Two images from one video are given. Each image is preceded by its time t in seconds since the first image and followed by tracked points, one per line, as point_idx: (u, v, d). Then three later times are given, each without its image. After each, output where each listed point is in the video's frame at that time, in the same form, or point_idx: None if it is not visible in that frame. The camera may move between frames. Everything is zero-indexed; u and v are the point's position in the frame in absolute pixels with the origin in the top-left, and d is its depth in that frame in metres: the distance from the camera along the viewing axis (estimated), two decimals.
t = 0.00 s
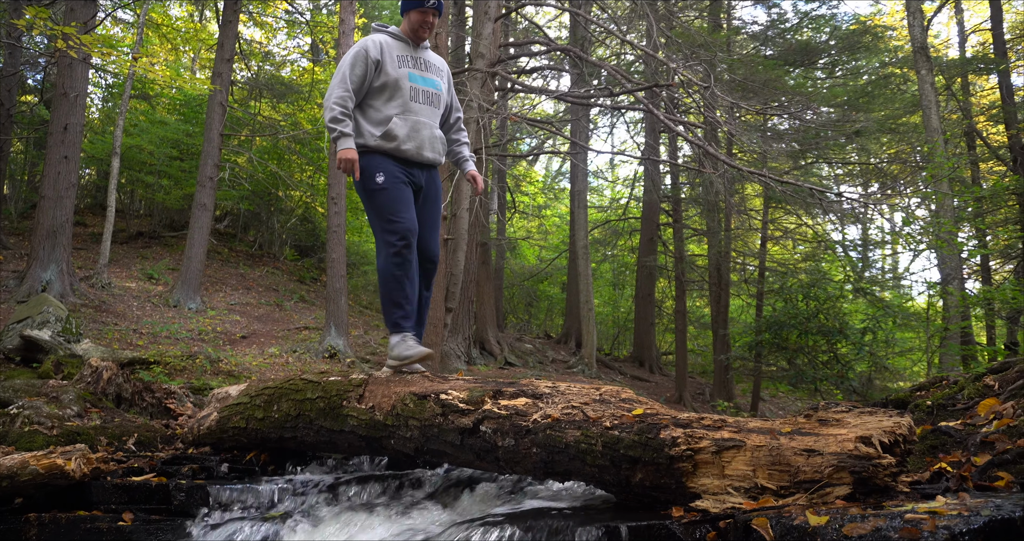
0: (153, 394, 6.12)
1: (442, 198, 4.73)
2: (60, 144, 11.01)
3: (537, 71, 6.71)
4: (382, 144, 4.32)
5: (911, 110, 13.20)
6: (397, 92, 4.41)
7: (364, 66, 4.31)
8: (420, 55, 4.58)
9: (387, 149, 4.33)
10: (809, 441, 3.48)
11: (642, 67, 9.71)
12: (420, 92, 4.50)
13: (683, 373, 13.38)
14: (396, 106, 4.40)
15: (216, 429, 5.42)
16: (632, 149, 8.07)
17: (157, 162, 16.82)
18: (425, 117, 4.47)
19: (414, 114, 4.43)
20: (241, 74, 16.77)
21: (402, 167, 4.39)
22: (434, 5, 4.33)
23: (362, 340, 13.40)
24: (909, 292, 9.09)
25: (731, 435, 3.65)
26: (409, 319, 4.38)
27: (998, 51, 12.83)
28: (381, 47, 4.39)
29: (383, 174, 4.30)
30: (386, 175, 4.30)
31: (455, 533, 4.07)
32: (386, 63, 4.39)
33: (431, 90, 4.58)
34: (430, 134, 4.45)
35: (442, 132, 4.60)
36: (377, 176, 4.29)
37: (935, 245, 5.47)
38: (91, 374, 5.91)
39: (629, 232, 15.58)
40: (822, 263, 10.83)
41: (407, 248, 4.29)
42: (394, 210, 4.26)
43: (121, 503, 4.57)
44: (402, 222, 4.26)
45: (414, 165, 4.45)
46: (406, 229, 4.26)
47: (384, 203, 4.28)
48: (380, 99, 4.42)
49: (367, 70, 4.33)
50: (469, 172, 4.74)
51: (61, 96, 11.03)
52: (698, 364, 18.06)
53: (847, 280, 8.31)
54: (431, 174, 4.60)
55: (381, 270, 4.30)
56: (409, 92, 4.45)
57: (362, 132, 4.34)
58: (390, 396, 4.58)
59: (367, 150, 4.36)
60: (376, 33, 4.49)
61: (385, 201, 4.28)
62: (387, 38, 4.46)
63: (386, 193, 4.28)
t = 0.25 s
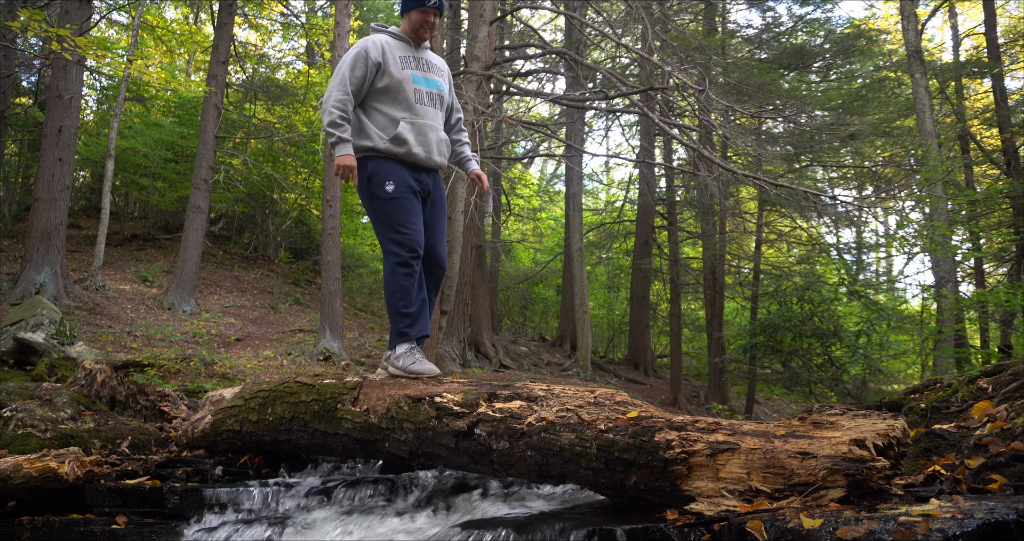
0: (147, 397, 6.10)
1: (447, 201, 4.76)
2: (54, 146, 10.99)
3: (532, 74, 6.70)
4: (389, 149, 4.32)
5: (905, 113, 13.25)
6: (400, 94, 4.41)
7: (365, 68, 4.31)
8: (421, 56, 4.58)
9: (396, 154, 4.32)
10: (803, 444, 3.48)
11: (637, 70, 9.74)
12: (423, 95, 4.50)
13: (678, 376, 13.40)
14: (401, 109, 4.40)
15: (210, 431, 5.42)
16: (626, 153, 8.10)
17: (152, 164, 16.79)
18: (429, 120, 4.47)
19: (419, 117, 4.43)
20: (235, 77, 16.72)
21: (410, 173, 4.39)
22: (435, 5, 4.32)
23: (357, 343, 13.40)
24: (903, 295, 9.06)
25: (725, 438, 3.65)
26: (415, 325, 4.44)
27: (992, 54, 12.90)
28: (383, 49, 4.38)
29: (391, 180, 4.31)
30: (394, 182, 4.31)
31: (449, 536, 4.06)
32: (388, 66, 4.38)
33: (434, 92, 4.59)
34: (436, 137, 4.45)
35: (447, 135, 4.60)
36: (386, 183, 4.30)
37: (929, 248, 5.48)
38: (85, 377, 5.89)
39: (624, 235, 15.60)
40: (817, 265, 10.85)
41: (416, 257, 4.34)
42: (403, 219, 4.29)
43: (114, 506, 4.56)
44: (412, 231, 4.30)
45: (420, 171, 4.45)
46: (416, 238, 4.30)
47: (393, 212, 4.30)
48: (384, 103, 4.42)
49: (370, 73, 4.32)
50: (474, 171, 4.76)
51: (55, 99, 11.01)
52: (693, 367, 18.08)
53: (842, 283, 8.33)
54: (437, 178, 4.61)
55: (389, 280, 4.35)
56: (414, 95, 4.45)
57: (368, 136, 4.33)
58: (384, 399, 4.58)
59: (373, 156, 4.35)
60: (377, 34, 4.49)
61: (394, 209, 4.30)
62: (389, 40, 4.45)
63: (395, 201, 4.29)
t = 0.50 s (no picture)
0: (139, 398, 6.09)
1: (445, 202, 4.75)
2: (46, 147, 10.95)
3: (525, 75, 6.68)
4: (388, 150, 4.31)
5: (896, 116, 13.30)
6: (399, 94, 4.42)
7: (365, 66, 4.30)
8: (420, 55, 4.58)
9: (395, 155, 4.32)
10: (795, 445, 3.49)
11: (629, 72, 9.76)
12: (421, 95, 4.51)
13: (671, 377, 13.42)
14: (400, 110, 4.41)
15: (202, 433, 5.41)
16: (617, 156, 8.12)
17: (145, 164, 16.75)
18: (427, 121, 4.48)
19: (417, 118, 4.43)
20: (229, 78, 16.66)
21: (409, 174, 4.39)
22: (436, 4, 4.31)
23: (351, 344, 13.40)
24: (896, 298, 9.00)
25: (717, 439, 3.66)
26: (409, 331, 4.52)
27: (984, 57, 12.96)
28: (382, 47, 4.38)
29: (390, 181, 4.30)
30: (393, 183, 4.30)
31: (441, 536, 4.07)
32: (387, 65, 4.38)
33: (433, 92, 4.60)
34: (434, 139, 4.46)
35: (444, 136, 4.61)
36: (384, 184, 4.29)
37: (920, 250, 5.50)
38: (77, 378, 5.87)
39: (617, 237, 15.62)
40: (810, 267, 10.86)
41: (413, 260, 4.33)
42: (402, 222, 4.28)
43: (106, 508, 4.55)
44: (409, 234, 4.29)
45: (418, 172, 4.45)
46: (414, 241, 4.30)
47: (391, 213, 4.29)
48: (383, 102, 4.42)
49: (370, 72, 4.32)
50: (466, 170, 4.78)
51: (47, 99, 10.97)
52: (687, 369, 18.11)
53: (834, 284, 8.34)
54: (434, 179, 4.61)
55: (386, 283, 4.35)
56: (412, 95, 4.45)
57: (367, 136, 4.33)
58: (377, 400, 4.58)
59: (372, 156, 4.35)
60: (375, 30, 4.46)
61: (392, 210, 4.29)
62: (388, 38, 4.44)
63: (394, 202, 4.28)
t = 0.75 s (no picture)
0: (134, 400, 6.08)
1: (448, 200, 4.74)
2: (42, 148, 10.93)
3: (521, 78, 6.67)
4: (389, 147, 4.31)
5: (891, 121, 13.36)
6: (400, 90, 4.41)
7: (366, 61, 4.29)
8: (421, 50, 4.57)
9: (395, 153, 4.31)
10: (789, 450, 3.49)
11: (626, 76, 9.78)
12: (422, 92, 4.51)
13: (666, 381, 13.44)
14: (401, 106, 4.40)
15: (197, 435, 5.40)
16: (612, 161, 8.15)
17: (141, 166, 16.73)
18: (428, 118, 4.48)
19: (419, 115, 4.43)
20: (225, 80, 16.61)
21: (410, 173, 4.38)
22: None
23: (346, 347, 13.39)
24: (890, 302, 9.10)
25: (712, 443, 3.65)
26: (403, 335, 4.49)
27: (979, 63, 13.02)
28: (384, 42, 4.37)
29: (391, 180, 4.29)
30: (394, 182, 4.29)
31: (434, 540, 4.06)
32: (388, 60, 4.38)
33: (433, 88, 4.59)
34: (434, 136, 4.46)
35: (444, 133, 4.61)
36: (385, 183, 4.27)
37: (916, 254, 5.51)
38: (71, 380, 5.85)
39: (613, 241, 15.63)
40: (805, 272, 10.87)
41: (411, 261, 4.33)
42: (401, 223, 4.27)
43: (100, 510, 4.54)
44: (408, 235, 4.29)
45: (419, 170, 4.44)
46: (412, 243, 4.30)
47: (391, 213, 4.28)
48: (384, 97, 4.41)
49: (371, 67, 4.31)
50: (461, 166, 4.77)
51: (43, 100, 10.95)
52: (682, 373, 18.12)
53: (830, 288, 8.35)
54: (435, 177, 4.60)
55: (383, 284, 4.34)
56: (413, 92, 4.45)
57: (368, 133, 4.32)
58: (372, 403, 4.57)
59: (372, 153, 4.34)
60: (377, 24, 4.44)
61: (392, 210, 4.28)
62: (390, 33, 4.43)
63: (394, 202, 4.27)
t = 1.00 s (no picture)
0: (124, 409, 6.05)
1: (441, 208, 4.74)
2: (33, 154, 10.89)
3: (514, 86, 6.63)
4: (387, 152, 4.29)
5: (883, 130, 13.47)
6: (401, 96, 4.41)
7: (368, 65, 4.27)
8: (422, 58, 4.58)
9: (393, 158, 4.30)
10: (782, 459, 3.48)
11: (618, 85, 9.82)
12: (422, 99, 4.52)
13: (658, 390, 13.45)
14: (401, 111, 4.40)
15: (188, 444, 5.37)
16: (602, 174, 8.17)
17: (133, 173, 16.69)
18: (426, 125, 4.49)
19: (418, 122, 4.44)
20: (216, 87, 16.50)
21: (406, 180, 4.37)
22: (445, 7, 4.30)
23: (338, 355, 13.37)
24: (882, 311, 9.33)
25: (704, 453, 3.65)
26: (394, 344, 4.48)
27: (970, 72, 13.11)
28: (386, 47, 4.37)
29: (387, 187, 4.27)
30: (390, 189, 4.27)
31: None
32: (390, 65, 4.37)
33: (433, 96, 4.61)
34: (432, 144, 4.47)
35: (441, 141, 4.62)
36: (381, 189, 4.26)
37: (907, 263, 5.52)
38: (61, 388, 5.82)
39: (605, 250, 15.66)
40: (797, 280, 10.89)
41: (405, 269, 4.31)
42: (395, 230, 4.26)
43: (90, 520, 4.50)
44: (402, 243, 4.27)
45: (416, 177, 4.44)
46: (407, 251, 4.28)
47: (386, 220, 4.26)
48: (384, 102, 4.40)
49: (373, 71, 4.30)
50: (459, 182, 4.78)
51: (34, 106, 10.91)
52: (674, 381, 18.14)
53: (822, 297, 8.35)
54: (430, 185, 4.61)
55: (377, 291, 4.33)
56: (413, 98, 4.45)
57: (366, 137, 4.29)
58: (364, 413, 4.56)
59: (370, 158, 4.31)
60: (380, 30, 4.44)
61: (387, 216, 4.26)
62: (392, 38, 4.43)
63: (389, 208, 4.26)
